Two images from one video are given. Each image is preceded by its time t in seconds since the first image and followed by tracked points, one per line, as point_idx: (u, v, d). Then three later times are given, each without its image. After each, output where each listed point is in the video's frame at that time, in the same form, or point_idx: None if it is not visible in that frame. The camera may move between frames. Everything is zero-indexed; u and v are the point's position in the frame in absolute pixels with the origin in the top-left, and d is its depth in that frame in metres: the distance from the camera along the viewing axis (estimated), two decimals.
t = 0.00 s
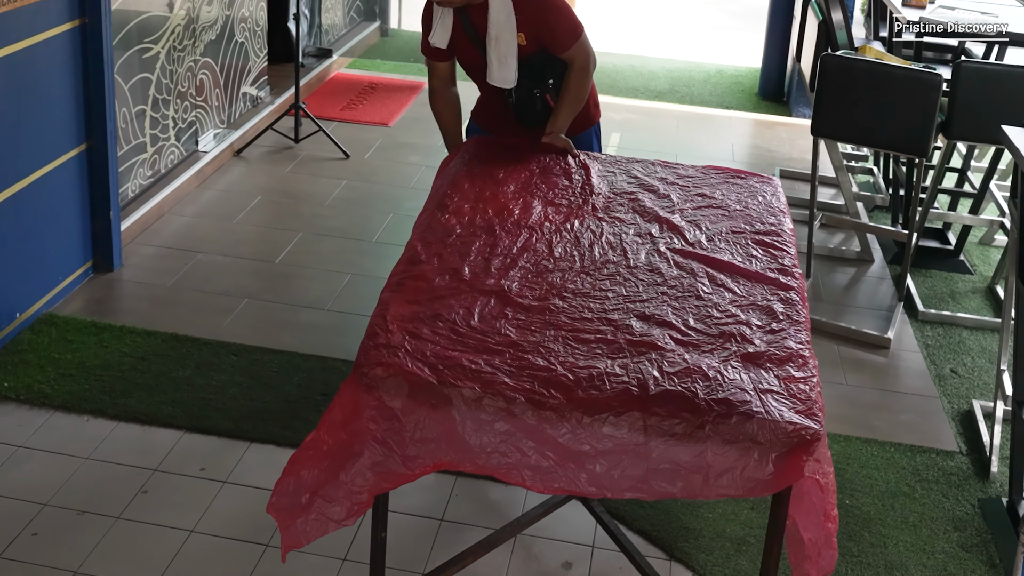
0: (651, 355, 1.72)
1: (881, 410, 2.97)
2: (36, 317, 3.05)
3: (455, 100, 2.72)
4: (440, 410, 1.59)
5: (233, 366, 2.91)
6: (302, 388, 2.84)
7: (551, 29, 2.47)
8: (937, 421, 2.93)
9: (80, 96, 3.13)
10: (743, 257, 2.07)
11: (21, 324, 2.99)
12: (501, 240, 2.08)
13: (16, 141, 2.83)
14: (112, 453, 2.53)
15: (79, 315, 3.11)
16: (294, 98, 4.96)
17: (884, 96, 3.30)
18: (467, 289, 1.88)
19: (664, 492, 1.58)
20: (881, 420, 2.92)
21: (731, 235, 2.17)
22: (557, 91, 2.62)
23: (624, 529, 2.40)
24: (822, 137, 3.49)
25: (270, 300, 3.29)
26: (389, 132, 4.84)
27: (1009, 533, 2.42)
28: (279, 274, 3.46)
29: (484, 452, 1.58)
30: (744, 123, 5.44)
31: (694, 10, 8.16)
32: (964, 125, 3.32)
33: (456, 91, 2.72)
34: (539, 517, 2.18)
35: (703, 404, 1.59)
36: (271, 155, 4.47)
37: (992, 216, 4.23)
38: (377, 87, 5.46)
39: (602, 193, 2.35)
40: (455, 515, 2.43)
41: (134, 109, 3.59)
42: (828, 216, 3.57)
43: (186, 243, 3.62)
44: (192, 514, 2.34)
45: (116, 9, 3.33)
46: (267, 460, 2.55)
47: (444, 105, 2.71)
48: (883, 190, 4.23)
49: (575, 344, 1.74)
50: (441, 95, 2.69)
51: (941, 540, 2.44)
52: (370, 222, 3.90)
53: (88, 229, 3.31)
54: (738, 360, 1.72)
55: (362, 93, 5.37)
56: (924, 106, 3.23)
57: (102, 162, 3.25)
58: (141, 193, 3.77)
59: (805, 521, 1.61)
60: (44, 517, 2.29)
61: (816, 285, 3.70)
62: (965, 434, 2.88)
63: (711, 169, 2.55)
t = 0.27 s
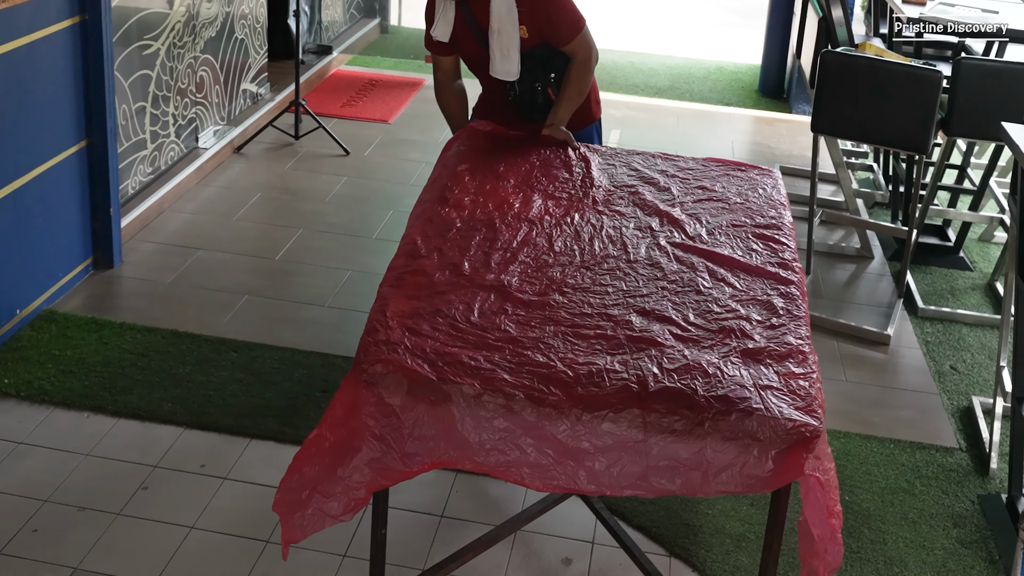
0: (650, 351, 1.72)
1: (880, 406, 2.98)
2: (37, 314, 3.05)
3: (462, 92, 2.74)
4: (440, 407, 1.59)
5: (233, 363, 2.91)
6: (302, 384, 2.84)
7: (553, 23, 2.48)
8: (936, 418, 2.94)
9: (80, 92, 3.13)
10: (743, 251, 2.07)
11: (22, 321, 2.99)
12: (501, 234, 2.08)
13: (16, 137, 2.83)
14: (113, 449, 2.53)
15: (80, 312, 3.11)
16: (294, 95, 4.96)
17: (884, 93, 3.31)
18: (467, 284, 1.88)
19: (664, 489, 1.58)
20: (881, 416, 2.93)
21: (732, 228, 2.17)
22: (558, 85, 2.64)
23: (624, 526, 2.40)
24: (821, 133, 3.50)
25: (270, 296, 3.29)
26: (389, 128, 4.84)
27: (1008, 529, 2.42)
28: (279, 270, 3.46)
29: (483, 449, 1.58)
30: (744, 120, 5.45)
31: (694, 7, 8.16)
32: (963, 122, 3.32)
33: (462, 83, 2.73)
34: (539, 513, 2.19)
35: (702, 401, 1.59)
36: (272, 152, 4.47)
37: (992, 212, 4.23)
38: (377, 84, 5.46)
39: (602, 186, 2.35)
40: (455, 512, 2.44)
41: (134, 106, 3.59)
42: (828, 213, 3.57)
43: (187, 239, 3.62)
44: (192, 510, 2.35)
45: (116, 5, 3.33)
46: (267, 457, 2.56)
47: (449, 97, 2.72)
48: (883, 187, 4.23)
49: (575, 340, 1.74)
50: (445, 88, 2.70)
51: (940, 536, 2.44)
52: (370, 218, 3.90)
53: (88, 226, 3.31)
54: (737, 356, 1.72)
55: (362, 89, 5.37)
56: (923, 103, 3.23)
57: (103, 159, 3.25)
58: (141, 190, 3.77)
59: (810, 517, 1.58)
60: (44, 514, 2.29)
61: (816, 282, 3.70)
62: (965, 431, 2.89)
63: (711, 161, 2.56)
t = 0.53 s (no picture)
0: (650, 346, 1.72)
1: (880, 402, 2.98)
2: (37, 310, 3.06)
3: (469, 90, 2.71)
4: (439, 402, 1.59)
5: (233, 359, 2.91)
6: (302, 381, 2.84)
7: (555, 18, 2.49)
8: (936, 414, 2.94)
9: (80, 89, 3.13)
10: (743, 246, 2.07)
11: (22, 317, 2.99)
12: (502, 228, 2.08)
13: (16, 134, 2.83)
14: (113, 445, 2.54)
15: (80, 308, 3.11)
16: (294, 91, 4.96)
17: (885, 89, 3.30)
18: (467, 279, 1.89)
19: (663, 485, 1.58)
20: (881, 412, 2.93)
21: (732, 223, 2.17)
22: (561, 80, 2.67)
23: (624, 522, 2.41)
24: (824, 130, 3.50)
25: (271, 293, 3.29)
26: (389, 125, 4.84)
27: (1007, 525, 2.42)
28: (279, 266, 3.46)
29: (482, 444, 1.59)
30: (743, 116, 5.45)
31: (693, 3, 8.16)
32: (963, 119, 3.33)
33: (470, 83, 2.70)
34: (539, 509, 2.19)
35: (701, 397, 1.59)
36: (272, 148, 4.47)
37: (992, 208, 4.23)
38: (377, 80, 5.46)
39: (603, 180, 2.36)
40: (456, 508, 2.44)
41: (134, 103, 3.60)
42: (828, 209, 3.57)
43: (187, 235, 3.62)
44: (193, 506, 2.35)
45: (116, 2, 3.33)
46: (267, 453, 2.56)
47: (461, 100, 2.70)
48: (883, 183, 4.23)
49: (574, 336, 1.74)
50: (453, 90, 2.69)
51: (939, 531, 2.45)
52: (370, 215, 3.90)
53: (88, 223, 3.32)
54: (737, 351, 1.72)
55: (362, 86, 5.37)
56: (925, 99, 3.22)
57: (103, 155, 3.25)
58: (141, 186, 3.77)
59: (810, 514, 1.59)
60: (45, 510, 2.30)
61: (816, 278, 3.71)
62: (964, 427, 2.89)
63: (712, 155, 2.56)
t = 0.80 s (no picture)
0: (648, 342, 1.73)
1: (880, 399, 2.98)
2: (38, 306, 3.06)
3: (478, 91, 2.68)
4: (437, 397, 1.60)
5: (233, 355, 2.91)
6: (302, 377, 2.84)
7: (554, 22, 2.47)
8: (936, 410, 2.94)
9: (80, 86, 3.13)
10: (743, 245, 2.07)
11: (22, 314, 3.00)
12: (502, 226, 2.09)
13: (16, 130, 2.83)
14: (113, 441, 2.54)
15: (80, 305, 3.12)
16: (294, 88, 4.96)
17: (883, 85, 3.30)
18: (466, 276, 1.89)
19: (661, 480, 1.58)
20: (880, 409, 2.93)
21: (732, 222, 2.17)
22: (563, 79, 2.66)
23: (624, 518, 2.41)
24: (821, 126, 3.50)
25: (271, 289, 3.29)
26: (389, 121, 4.84)
27: (1006, 521, 2.42)
28: (279, 263, 3.47)
29: (479, 438, 1.59)
30: (744, 113, 5.44)
31: None
32: (963, 115, 3.33)
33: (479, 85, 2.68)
34: (538, 505, 2.19)
35: (699, 392, 1.59)
36: (272, 145, 4.47)
37: (992, 205, 4.23)
38: (377, 77, 5.46)
39: (603, 180, 2.36)
40: (455, 504, 2.44)
41: (134, 99, 3.60)
42: (828, 206, 3.57)
43: (187, 232, 3.62)
44: (193, 502, 2.35)
45: None
46: (267, 449, 2.56)
47: (471, 106, 2.69)
48: (883, 180, 4.23)
49: (573, 332, 1.75)
50: (464, 95, 2.67)
51: (939, 528, 2.45)
52: (370, 211, 3.90)
53: (89, 219, 3.32)
54: (735, 348, 1.73)
55: (362, 82, 5.37)
56: (924, 95, 3.23)
57: (103, 152, 3.25)
58: (141, 183, 3.77)
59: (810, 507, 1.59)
60: (46, 505, 2.30)
61: (816, 275, 3.71)
62: (964, 423, 2.89)
63: (712, 155, 2.56)
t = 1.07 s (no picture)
0: (648, 338, 1.73)
1: (880, 396, 2.98)
2: (38, 304, 3.06)
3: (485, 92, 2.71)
4: (436, 393, 1.60)
5: (234, 352, 2.91)
6: (302, 374, 2.85)
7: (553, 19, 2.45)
8: (936, 407, 2.95)
9: (80, 83, 3.14)
10: (743, 240, 2.07)
11: (22, 311, 3.00)
12: (502, 221, 2.09)
13: (16, 128, 2.83)
14: (114, 438, 2.54)
15: (81, 302, 3.12)
16: (294, 85, 4.96)
17: (884, 83, 3.30)
18: (466, 272, 1.89)
19: (660, 476, 1.58)
20: (880, 405, 2.94)
21: (732, 217, 2.17)
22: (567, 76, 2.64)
23: (625, 515, 2.41)
24: (821, 124, 3.51)
25: (271, 286, 3.29)
26: (389, 118, 4.84)
27: (1006, 519, 2.43)
28: (279, 260, 3.47)
29: (478, 434, 1.59)
30: (744, 110, 5.44)
31: None
32: (963, 112, 3.33)
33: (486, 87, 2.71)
34: (538, 502, 2.19)
35: (697, 388, 1.60)
36: (272, 142, 4.47)
37: (992, 202, 4.23)
38: (377, 74, 5.46)
39: (603, 175, 2.36)
40: (455, 501, 2.45)
41: (134, 96, 3.59)
42: (828, 203, 3.57)
43: (187, 229, 3.62)
44: (194, 499, 2.36)
45: None
46: (268, 446, 2.56)
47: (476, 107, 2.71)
48: (883, 177, 4.24)
49: (572, 327, 1.75)
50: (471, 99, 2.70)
51: (938, 524, 2.45)
52: (370, 208, 3.90)
53: (89, 216, 3.32)
54: (735, 344, 1.73)
55: (362, 80, 5.37)
56: (924, 94, 3.22)
57: (103, 149, 3.25)
58: (142, 180, 3.77)
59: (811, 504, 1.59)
60: (46, 502, 2.30)
61: (816, 272, 3.71)
62: (964, 420, 2.90)
63: (712, 150, 2.56)
